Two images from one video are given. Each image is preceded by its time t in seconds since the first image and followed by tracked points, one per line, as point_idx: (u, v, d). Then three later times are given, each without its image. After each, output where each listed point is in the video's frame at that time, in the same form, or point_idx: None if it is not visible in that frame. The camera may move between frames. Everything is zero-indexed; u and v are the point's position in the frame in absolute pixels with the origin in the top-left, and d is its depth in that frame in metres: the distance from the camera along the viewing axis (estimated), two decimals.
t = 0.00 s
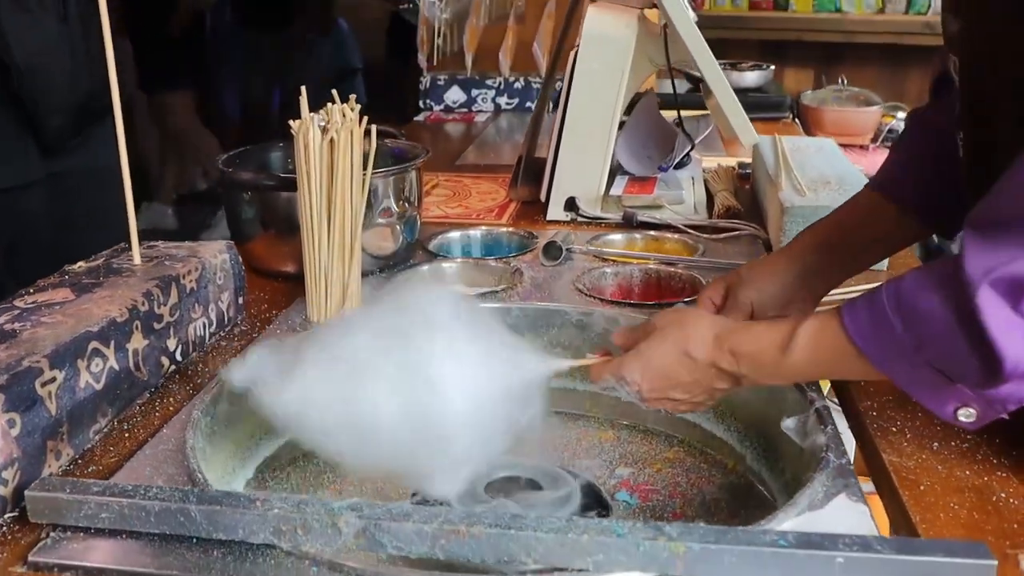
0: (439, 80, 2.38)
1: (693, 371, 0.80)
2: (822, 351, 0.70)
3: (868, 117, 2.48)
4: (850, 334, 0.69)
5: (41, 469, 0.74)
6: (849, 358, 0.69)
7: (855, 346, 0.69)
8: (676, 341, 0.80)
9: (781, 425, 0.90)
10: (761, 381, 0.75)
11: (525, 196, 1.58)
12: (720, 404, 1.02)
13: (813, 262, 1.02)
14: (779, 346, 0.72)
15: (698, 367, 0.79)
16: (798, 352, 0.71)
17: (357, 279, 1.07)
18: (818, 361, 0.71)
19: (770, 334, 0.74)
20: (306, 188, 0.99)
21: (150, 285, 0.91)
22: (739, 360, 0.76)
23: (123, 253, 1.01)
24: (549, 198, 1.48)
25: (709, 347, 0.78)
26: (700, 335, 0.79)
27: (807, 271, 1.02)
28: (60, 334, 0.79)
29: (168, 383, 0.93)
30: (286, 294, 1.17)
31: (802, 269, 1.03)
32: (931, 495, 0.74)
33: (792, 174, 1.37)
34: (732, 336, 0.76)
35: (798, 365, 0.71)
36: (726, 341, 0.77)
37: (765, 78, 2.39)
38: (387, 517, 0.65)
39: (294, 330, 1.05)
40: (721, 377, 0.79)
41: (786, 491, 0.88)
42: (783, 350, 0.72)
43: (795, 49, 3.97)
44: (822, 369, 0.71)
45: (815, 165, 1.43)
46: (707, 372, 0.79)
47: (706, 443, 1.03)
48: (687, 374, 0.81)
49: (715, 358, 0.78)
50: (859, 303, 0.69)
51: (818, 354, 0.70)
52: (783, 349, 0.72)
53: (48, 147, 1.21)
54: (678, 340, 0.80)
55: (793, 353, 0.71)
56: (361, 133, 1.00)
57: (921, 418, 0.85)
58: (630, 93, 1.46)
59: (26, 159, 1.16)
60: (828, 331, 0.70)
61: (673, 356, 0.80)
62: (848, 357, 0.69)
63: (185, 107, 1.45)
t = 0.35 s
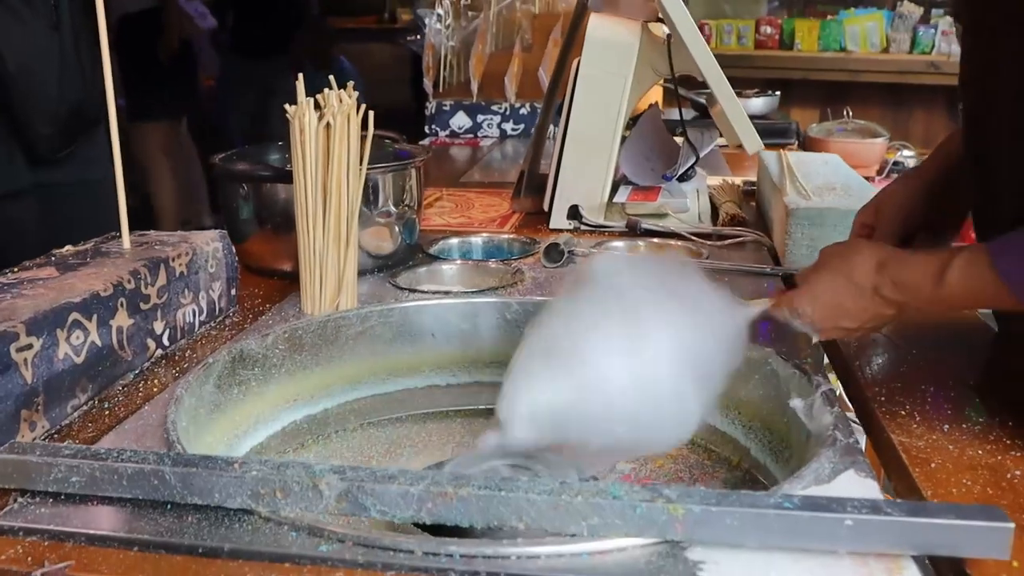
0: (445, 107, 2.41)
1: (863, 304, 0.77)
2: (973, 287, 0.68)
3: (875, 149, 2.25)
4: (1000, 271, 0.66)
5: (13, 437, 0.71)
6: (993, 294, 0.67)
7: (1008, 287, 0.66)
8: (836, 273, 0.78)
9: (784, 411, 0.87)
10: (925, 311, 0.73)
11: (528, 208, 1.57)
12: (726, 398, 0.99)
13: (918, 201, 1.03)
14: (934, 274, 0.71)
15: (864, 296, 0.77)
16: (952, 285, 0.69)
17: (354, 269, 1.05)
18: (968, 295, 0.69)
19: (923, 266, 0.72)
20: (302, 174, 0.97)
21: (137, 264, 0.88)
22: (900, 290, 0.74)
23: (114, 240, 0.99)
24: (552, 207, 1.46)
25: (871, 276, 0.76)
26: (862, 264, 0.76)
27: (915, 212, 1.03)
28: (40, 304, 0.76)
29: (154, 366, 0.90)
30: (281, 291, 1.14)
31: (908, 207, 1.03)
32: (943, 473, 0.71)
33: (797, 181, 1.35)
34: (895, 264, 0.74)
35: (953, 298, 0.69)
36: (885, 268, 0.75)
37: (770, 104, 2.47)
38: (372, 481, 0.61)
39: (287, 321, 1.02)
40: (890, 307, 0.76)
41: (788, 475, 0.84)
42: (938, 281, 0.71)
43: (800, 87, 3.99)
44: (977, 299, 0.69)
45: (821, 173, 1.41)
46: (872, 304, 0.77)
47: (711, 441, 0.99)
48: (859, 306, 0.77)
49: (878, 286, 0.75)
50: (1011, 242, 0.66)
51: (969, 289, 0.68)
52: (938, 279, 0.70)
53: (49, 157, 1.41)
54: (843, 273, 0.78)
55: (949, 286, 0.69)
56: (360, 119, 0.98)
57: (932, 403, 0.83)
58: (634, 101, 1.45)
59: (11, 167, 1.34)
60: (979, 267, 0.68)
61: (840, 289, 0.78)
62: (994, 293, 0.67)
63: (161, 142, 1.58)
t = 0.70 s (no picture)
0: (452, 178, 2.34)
1: (756, 362, 0.79)
2: (891, 347, 0.69)
3: (883, 220, 2.23)
4: (914, 330, 0.67)
5: None
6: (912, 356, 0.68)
7: (926, 344, 0.67)
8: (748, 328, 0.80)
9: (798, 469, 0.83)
10: (825, 377, 0.74)
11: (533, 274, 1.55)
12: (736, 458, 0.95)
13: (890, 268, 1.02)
14: (843, 340, 0.71)
15: (763, 357, 0.78)
16: (862, 347, 0.70)
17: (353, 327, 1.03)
18: (879, 358, 0.69)
19: (837, 326, 0.73)
20: (302, 229, 0.96)
21: (131, 318, 0.86)
22: (806, 355, 0.75)
23: (109, 296, 0.97)
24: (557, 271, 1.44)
25: (776, 337, 0.77)
26: (768, 328, 0.78)
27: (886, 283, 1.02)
28: (28, 354, 0.74)
29: (146, 423, 0.87)
30: (280, 353, 1.12)
31: (879, 277, 1.02)
32: (969, 530, 0.68)
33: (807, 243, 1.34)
34: (800, 328, 0.75)
35: (862, 360, 0.70)
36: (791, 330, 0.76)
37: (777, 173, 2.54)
38: (363, 533, 0.56)
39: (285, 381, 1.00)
40: (792, 372, 0.77)
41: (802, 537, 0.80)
42: (845, 345, 0.71)
43: (807, 164, 4.01)
44: (883, 369, 0.70)
45: (829, 237, 1.40)
46: (774, 363, 0.78)
47: (721, 504, 0.95)
48: (760, 368, 0.79)
49: (780, 349, 0.77)
50: (928, 300, 0.68)
51: (879, 351, 0.69)
52: (848, 340, 0.71)
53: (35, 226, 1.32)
54: (749, 334, 0.79)
55: (859, 346, 0.70)
56: (360, 174, 0.97)
57: (952, 461, 0.81)
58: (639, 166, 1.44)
59: None
60: (892, 327, 0.69)
61: (744, 349, 0.79)
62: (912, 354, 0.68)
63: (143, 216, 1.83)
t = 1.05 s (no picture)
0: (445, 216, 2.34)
1: (874, 411, 0.69)
2: (1003, 382, 0.63)
3: (879, 254, 2.22)
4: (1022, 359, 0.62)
5: None
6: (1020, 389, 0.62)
7: None
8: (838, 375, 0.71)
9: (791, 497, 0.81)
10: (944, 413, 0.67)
11: (524, 307, 1.54)
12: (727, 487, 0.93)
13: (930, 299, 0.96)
14: (955, 371, 0.65)
15: (869, 400, 0.69)
16: (974, 378, 0.64)
17: (339, 358, 1.01)
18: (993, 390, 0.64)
19: (941, 356, 0.67)
20: (287, 259, 0.95)
21: (112, 350, 0.85)
22: (915, 391, 0.67)
23: (92, 328, 0.96)
24: (548, 303, 1.43)
25: (880, 375, 0.69)
26: (868, 363, 0.69)
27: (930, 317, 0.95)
28: (5, 384, 0.73)
29: (127, 456, 0.85)
30: (266, 386, 1.10)
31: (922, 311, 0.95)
32: (965, 556, 0.67)
33: (799, 273, 1.33)
34: (903, 362, 0.68)
35: (970, 395, 0.64)
36: (893, 366, 0.69)
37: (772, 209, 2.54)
38: (338, 560, 0.55)
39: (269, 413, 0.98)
40: (906, 412, 0.69)
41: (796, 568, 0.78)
42: (958, 380, 0.65)
43: (803, 202, 4.02)
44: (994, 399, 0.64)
45: (822, 267, 1.39)
46: (879, 411, 0.69)
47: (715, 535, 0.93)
48: (866, 414, 0.70)
49: (889, 387, 0.68)
50: None
51: (989, 384, 0.64)
52: (959, 372, 0.65)
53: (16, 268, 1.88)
54: (848, 376, 0.70)
55: (971, 381, 0.64)
56: (345, 204, 0.97)
57: (948, 487, 0.79)
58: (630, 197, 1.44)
59: None
60: (1002, 359, 0.63)
61: (846, 396, 0.70)
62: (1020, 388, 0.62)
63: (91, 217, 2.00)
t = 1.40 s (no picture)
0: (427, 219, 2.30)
1: (725, 401, 0.74)
2: (849, 383, 0.64)
3: (863, 250, 2.22)
4: (876, 353, 0.62)
5: None
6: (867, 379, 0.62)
7: (884, 375, 0.61)
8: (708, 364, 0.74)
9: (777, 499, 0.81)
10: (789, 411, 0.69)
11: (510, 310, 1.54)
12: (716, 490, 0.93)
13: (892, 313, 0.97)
14: (805, 366, 0.67)
15: (727, 390, 0.73)
16: (823, 378, 0.65)
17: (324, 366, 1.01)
18: (840, 384, 0.64)
19: (799, 352, 0.68)
20: (269, 269, 0.95)
21: (94, 363, 0.84)
22: (767, 383, 0.70)
23: (74, 341, 0.95)
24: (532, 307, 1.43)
25: (740, 366, 0.72)
26: (735, 358, 0.73)
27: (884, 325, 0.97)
28: None
29: (111, 470, 0.85)
30: (251, 396, 1.09)
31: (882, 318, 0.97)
32: (954, 558, 0.67)
33: (783, 273, 1.34)
34: (762, 356, 0.70)
35: (820, 390, 0.65)
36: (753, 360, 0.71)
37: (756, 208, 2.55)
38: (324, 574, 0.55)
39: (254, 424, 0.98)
40: (754, 402, 0.72)
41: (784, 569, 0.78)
42: (807, 377, 0.66)
43: (786, 199, 4.03)
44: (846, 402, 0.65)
45: (806, 266, 1.40)
46: (731, 400, 0.73)
47: (704, 539, 0.93)
48: (722, 403, 0.74)
49: (744, 377, 0.72)
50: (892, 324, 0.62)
51: (843, 380, 0.64)
52: (811, 367, 0.66)
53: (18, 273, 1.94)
54: (710, 369, 0.74)
55: (819, 374, 0.65)
56: (327, 212, 0.96)
57: (935, 486, 0.80)
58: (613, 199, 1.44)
59: None
60: (852, 364, 0.63)
61: (701, 381, 0.74)
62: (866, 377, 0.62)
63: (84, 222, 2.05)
